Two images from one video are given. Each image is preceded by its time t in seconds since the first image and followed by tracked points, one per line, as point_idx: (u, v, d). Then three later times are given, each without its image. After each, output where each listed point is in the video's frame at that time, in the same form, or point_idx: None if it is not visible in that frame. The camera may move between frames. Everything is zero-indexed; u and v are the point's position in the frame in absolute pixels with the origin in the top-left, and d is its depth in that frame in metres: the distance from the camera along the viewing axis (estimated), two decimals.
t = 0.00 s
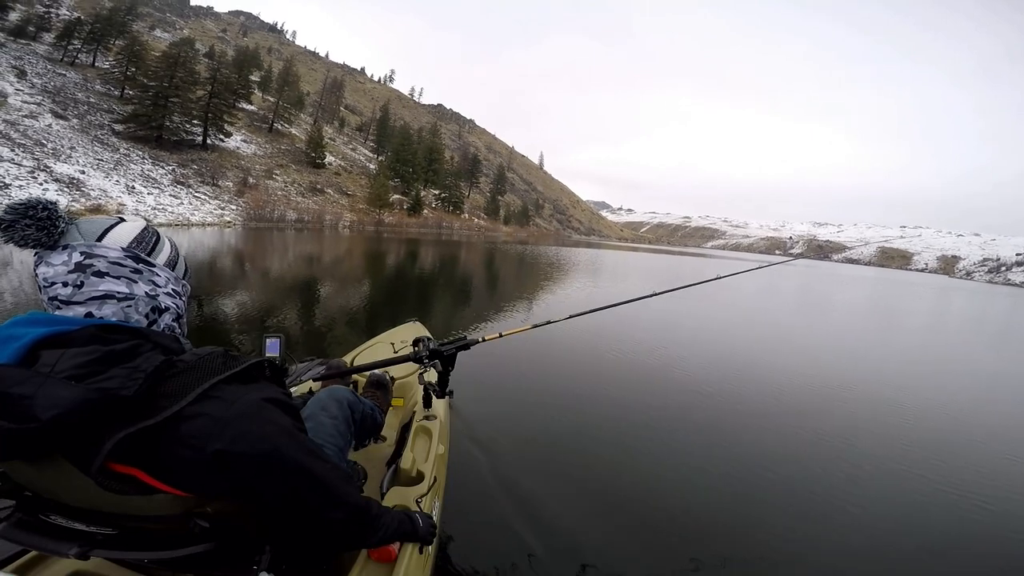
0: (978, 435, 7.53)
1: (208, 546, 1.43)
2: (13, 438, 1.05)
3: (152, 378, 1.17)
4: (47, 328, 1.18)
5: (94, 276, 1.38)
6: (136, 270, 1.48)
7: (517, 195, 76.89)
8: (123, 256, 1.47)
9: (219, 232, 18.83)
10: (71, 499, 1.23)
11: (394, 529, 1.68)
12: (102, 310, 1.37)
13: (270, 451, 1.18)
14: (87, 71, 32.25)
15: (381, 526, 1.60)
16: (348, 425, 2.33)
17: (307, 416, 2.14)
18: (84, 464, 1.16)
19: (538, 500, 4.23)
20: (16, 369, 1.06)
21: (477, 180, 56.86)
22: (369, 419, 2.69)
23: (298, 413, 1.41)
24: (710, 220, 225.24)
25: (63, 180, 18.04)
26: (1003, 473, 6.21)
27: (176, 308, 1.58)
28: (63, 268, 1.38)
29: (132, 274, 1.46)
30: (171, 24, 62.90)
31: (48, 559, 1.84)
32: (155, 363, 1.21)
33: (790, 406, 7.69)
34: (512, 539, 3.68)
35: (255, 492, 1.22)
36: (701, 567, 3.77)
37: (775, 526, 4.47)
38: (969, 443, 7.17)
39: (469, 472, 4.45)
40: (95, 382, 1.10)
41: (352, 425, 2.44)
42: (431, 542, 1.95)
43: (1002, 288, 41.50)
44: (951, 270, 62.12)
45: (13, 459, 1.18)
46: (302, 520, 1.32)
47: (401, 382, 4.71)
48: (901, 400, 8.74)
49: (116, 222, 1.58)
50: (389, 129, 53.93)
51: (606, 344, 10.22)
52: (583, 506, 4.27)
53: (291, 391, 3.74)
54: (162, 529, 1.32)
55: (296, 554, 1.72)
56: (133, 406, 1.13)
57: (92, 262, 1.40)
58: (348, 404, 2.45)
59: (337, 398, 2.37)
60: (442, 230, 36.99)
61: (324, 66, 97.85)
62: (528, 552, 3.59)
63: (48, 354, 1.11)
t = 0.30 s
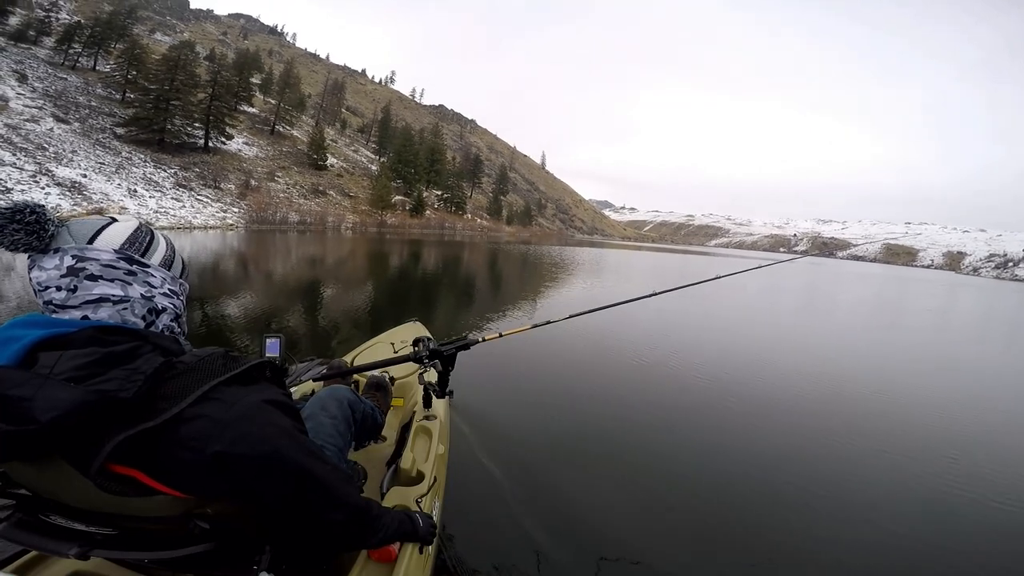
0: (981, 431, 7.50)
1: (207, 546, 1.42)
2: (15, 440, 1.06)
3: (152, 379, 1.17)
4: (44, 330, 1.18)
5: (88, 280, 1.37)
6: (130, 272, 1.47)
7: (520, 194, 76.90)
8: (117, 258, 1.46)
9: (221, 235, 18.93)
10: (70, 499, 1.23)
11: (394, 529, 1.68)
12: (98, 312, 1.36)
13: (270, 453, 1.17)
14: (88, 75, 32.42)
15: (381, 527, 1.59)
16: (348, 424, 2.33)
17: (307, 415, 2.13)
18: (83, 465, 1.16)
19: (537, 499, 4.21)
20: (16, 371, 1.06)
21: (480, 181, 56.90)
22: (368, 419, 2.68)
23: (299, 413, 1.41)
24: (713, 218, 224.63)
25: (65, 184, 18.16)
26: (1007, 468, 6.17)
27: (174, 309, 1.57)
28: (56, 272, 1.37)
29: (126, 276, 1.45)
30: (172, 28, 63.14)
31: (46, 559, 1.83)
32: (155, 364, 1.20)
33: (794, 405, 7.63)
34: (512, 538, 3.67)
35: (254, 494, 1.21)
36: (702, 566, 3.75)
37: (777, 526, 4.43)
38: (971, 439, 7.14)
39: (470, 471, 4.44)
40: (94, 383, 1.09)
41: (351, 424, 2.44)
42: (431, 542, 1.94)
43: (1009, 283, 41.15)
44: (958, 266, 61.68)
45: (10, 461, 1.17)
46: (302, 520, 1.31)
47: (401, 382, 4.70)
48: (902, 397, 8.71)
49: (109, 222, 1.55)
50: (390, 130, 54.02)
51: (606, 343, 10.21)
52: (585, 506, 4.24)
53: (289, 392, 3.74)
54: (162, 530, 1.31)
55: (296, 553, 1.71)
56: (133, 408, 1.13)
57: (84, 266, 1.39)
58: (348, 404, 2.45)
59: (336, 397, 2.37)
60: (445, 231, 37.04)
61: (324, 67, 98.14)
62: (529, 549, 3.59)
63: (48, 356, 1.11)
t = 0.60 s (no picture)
0: (980, 430, 7.52)
1: (207, 546, 1.41)
2: (15, 441, 1.06)
3: (153, 379, 1.17)
4: (43, 331, 1.18)
5: (84, 281, 1.37)
6: (128, 272, 1.46)
7: (522, 195, 76.92)
8: (114, 258, 1.44)
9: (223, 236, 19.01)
10: (71, 500, 1.22)
11: (394, 530, 1.67)
12: (96, 314, 1.36)
13: (270, 454, 1.16)
14: (91, 76, 32.57)
15: (381, 527, 1.59)
16: (348, 424, 2.33)
17: (307, 415, 2.13)
18: (84, 466, 1.16)
19: (538, 500, 4.20)
20: (15, 372, 1.06)
21: (482, 181, 56.95)
22: (368, 418, 2.68)
23: (299, 414, 1.40)
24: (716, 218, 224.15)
25: (67, 185, 18.27)
26: (1007, 467, 6.20)
27: (174, 309, 1.56)
28: (53, 273, 1.37)
29: (124, 277, 1.44)
30: (174, 29, 63.39)
31: (47, 559, 1.83)
32: (155, 365, 1.20)
33: (796, 405, 7.62)
34: (512, 538, 3.66)
35: (253, 495, 1.21)
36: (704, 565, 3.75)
37: (780, 525, 4.42)
38: (972, 437, 7.16)
39: (471, 472, 4.43)
40: (93, 385, 1.09)
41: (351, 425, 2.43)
42: (431, 542, 1.94)
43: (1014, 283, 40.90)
44: (962, 264, 61.32)
45: (9, 460, 1.17)
46: (303, 521, 1.31)
47: (401, 382, 4.70)
48: (898, 395, 8.75)
49: (106, 222, 1.53)
50: (392, 131, 54.11)
51: (606, 343, 10.20)
52: (585, 506, 4.23)
53: (290, 392, 3.74)
54: (162, 530, 1.31)
55: (295, 553, 1.71)
56: (133, 409, 1.13)
57: (81, 267, 1.38)
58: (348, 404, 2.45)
59: (336, 397, 2.37)
60: (447, 231, 37.07)
61: (326, 69, 98.48)
62: (529, 549, 3.59)
63: (47, 357, 1.11)
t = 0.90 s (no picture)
0: (980, 432, 7.55)
1: (206, 546, 1.41)
2: (15, 441, 1.06)
3: (153, 378, 1.17)
4: (43, 329, 1.18)
5: (83, 282, 1.37)
6: (126, 273, 1.46)
7: (524, 195, 76.91)
8: (112, 259, 1.44)
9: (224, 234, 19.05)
10: (71, 500, 1.22)
11: (394, 529, 1.67)
12: (94, 314, 1.36)
13: (271, 452, 1.17)
14: (94, 74, 32.67)
15: (381, 527, 1.59)
16: (348, 424, 2.33)
17: (307, 416, 2.13)
18: (85, 466, 1.16)
19: (538, 499, 4.21)
20: (15, 372, 1.06)
21: (484, 181, 56.96)
22: (368, 419, 2.68)
23: (299, 414, 1.40)
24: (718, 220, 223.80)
25: (67, 182, 18.34)
26: (1007, 468, 6.25)
27: (174, 309, 1.56)
28: (52, 274, 1.37)
29: (123, 278, 1.44)
30: (178, 27, 63.53)
31: (46, 559, 1.83)
32: (155, 365, 1.20)
33: (797, 407, 7.62)
34: (513, 538, 3.67)
35: (251, 493, 1.21)
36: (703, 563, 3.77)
37: (779, 524, 4.44)
38: (972, 440, 7.15)
39: (470, 472, 4.44)
40: (92, 385, 1.09)
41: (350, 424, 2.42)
42: (431, 543, 1.93)
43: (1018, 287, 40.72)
44: (966, 267, 61.18)
45: (10, 460, 1.17)
46: (303, 522, 1.31)
47: (401, 382, 4.69)
48: (898, 397, 8.77)
49: (106, 222, 1.54)
50: (395, 130, 54.18)
51: (606, 343, 10.21)
52: (586, 506, 4.24)
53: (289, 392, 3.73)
54: (162, 530, 1.31)
55: (295, 552, 1.70)
56: (133, 409, 1.13)
57: (80, 268, 1.38)
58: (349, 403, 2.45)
59: (336, 397, 2.37)
60: (448, 231, 37.11)
61: (329, 68, 98.69)
62: (529, 550, 3.59)
63: (47, 357, 1.11)
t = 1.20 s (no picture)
0: (981, 435, 7.57)
1: (206, 547, 1.41)
2: (15, 441, 1.06)
3: (152, 378, 1.16)
4: (43, 330, 1.18)
5: (83, 283, 1.37)
6: (125, 274, 1.46)
7: (526, 195, 76.84)
8: (112, 259, 1.44)
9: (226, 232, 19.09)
10: (71, 500, 1.22)
11: (394, 529, 1.67)
12: (94, 314, 1.36)
13: (271, 453, 1.17)
14: (99, 71, 32.82)
15: (381, 527, 1.59)
16: (348, 424, 2.33)
17: (307, 415, 2.13)
18: (84, 466, 1.16)
19: (538, 500, 4.19)
20: (14, 371, 1.06)
21: (487, 181, 56.93)
22: (368, 419, 2.67)
23: (299, 414, 1.40)
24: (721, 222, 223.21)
25: (70, 179, 18.41)
26: (1006, 471, 6.28)
27: (173, 310, 1.56)
28: (51, 274, 1.37)
29: (122, 278, 1.44)
30: (183, 26, 63.73)
31: (45, 558, 1.83)
32: (154, 365, 1.20)
33: (798, 410, 7.60)
34: (512, 539, 3.66)
35: (252, 495, 1.20)
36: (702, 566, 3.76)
37: (780, 529, 4.42)
38: (975, 445, 7.11)
39: (470, 473, 4.43)
40: (92, 385, 1.09)
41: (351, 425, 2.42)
42: (431, 543, 1.93)
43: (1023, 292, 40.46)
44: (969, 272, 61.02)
45: (11, 461, 1.17)
46: (303, 521, 1.31)
47: (401, 382, 4.70)
48: (898, 400, 8.79)
49: (106, 222, 1.53)
50: (398, 130, 54.19)
51: (607, 344, 10.23)
52: (586, 507, 4.23)
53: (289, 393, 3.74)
54: (162, 530, 1.31)
55: (295, 553, 1.69)
56: (131, 410, 1.12)
57: (79, 269, 1.38)
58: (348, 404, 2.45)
59: (336, 397, 2.37)
60: (450, 231, 37.09)
61: (334, 66, 98.88)
62: (529, 551, 3.58)
63: (47, 357, 1.11)
